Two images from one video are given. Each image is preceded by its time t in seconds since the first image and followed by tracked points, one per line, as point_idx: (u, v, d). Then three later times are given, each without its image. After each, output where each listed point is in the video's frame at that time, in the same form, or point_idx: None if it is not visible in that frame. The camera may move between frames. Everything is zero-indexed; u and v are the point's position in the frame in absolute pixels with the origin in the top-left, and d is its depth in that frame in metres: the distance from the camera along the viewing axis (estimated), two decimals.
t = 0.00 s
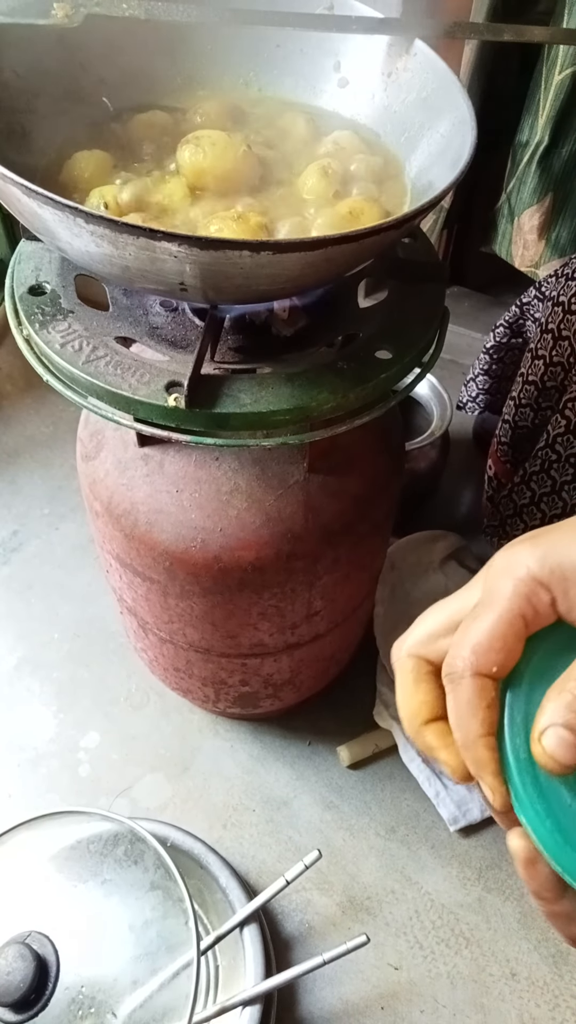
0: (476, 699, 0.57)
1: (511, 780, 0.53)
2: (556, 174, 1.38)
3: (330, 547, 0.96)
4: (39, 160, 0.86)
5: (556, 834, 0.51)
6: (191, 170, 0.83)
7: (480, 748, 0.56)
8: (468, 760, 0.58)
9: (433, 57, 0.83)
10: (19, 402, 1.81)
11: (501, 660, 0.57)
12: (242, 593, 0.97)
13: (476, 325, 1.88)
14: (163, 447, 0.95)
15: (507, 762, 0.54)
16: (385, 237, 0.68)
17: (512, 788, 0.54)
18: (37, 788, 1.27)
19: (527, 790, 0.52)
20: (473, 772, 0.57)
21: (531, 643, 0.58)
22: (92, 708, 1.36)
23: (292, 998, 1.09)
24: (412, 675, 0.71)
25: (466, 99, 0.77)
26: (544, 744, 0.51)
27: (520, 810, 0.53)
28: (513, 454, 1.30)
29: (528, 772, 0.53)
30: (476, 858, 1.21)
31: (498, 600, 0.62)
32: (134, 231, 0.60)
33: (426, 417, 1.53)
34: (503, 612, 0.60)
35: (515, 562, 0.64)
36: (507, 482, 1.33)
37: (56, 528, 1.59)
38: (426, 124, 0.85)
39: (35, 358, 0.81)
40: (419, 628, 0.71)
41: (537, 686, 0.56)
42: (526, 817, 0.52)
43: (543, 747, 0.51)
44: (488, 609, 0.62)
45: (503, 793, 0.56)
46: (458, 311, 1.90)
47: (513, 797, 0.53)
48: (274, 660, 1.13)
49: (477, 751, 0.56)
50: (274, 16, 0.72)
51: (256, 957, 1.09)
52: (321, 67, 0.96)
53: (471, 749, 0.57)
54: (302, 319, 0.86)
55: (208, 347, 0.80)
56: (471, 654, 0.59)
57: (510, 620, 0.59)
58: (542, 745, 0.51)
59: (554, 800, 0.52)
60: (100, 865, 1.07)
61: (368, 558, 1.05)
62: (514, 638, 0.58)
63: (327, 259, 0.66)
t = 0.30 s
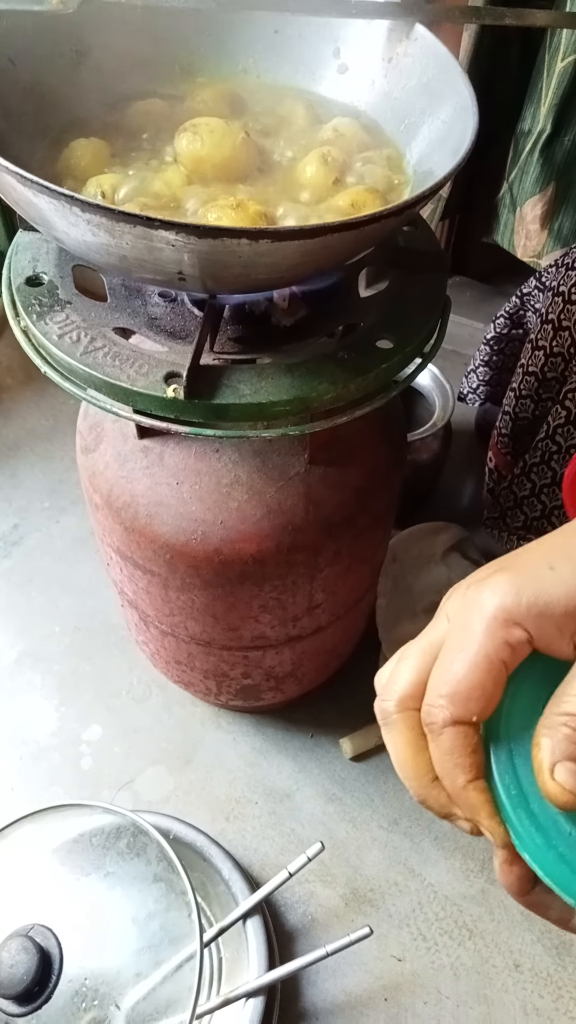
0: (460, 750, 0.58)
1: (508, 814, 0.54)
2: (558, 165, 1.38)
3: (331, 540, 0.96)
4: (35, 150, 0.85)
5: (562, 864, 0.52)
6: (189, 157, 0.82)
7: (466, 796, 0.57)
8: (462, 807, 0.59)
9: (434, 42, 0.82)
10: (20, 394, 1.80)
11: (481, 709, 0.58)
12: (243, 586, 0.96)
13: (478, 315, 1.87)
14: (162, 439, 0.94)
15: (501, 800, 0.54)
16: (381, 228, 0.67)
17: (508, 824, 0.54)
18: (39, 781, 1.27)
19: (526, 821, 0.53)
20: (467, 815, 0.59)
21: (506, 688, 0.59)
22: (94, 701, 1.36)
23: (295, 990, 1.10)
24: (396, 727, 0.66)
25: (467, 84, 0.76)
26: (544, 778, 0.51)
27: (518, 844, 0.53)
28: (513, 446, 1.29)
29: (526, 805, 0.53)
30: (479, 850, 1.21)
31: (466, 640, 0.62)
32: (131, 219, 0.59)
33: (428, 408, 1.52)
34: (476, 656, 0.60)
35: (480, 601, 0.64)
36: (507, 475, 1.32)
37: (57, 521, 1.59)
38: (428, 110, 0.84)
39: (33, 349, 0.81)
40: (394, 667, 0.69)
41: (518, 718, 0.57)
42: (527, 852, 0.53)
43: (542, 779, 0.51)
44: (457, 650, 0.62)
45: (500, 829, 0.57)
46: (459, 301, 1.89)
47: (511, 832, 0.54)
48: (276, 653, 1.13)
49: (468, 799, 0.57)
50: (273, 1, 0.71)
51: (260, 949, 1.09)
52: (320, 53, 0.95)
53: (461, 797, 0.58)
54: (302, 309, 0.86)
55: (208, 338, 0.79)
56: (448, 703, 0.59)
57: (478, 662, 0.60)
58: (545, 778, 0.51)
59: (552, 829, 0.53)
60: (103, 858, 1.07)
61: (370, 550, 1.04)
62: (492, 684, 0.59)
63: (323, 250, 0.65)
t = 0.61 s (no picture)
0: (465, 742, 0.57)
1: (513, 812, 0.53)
2: (564, 157, 1.36)
3: (336, 534, 0.95)
4: (40, 141, 0.84)
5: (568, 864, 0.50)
6: (195, 148, 0.82)
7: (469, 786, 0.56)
8: (464, 800, 0.58)
9: (441, 33, 0.81)
10: (24, 388, 1.80)
11: (488, 698, 0.57)
12: (248, 579, 0.96)
13: (483, 309, 1.86)
14: (167, 432, 0.94)
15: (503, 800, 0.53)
16: (388, 222, 0.67)
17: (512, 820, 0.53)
18: (43, 774, 1.27)
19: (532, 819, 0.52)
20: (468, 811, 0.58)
21: (512, 679, 0.59)
22: (98, 694, 1.36)
23: (299, 983, 1.10)
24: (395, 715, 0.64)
25: (475, 76, 0.76)
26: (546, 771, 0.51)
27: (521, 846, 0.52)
28: (518, 442, 1.28)
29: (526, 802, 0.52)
30: (483, 844, 1.21)
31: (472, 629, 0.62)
32: (137, 210, 0.59)
33: (433, 402, 1.52)
34: (483, 645, 0.60)
35: (487, 591, 0.64)
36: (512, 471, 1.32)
37: (61, 514, 1.59)
38: (434, 102, 0.84)
39: (38, 341, 0.80)
40: (390, 656, 0.68)
41: (522, 714, 0.56)
42: (530, 849, 0.51)
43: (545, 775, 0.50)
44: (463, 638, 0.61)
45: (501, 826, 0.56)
46: (465, 295, 1.89)
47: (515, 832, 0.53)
48: (281, 647, 1.13)
49: (471, 792, 0.56)
50: None
51: (263, 942, 1.09)
52: (326, 43, 0.94)
53: (465, 789, 0.57)
54: (308, 301, 0.85)
55: (213, 330, 0.79)
56: (454, 690, 0.59)
57: (487, 651, 0.59)
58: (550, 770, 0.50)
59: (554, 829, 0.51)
60: (107, 851, 1.07)
61: (374, 545, 1.04)
62: (500, 673, 0.58)
63: (330, 243, 0.65)
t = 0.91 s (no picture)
0: (444, 739, 0.57)
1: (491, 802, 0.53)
2: (560, 158, 1.36)
3: (335, 536, 0.95)
4: (37, 146, 0.84)
5: (547, 850, 0.50)
6: (191, 153, 0.82)
7: (445, 785, 0.56)
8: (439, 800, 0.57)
9: (437, 36, 0.82)
10: (22, 393, 1.80)
11: (468, 697, 0.57)
12: (247, 583, 0.96)
13: (481, 311, 1.86)
14: (166, 436, 0.94)
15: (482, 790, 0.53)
16: (385, 224, 0.67)
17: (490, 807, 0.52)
18: (43, 780, 1.27)
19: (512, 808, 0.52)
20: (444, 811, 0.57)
21: (491, 679, 0.60)
22: (97, 700, 1.36)
23: (300, 987, 1.09)
24: (370, 716, 0.64)
25: (471, 78, 0.76)
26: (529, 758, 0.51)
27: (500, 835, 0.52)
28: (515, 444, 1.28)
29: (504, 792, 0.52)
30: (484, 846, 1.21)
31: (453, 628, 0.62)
32: (133, 215, 0.59)
33: (431, 405, 1.52)
34: (465, 646, 0.60)
35: (468, 591, 0.65)
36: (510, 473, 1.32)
37: (59, 520, 1.59)
38: (431, 104, 0.84)
39: (36, 346, 0.81)
40: (366, 657, 0.68)
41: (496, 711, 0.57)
42: (507, 836, 0.51)
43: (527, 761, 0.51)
44: (444, 638, 0.62)
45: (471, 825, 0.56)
46: (462, 297, 1.89)
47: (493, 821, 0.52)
48: (280, 650, 1.13)
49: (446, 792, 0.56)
50: None
51: (265, 947, 1.09)
52: (323, 48, 0.95)
53: (441, 788, 0.56)
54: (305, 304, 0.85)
55: (211, 334, 0.79)
56: (435, 690, 0.59)
57: (469, 650, 0.60)
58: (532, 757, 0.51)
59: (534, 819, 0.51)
60: (107, 857, 1.07)
61: (373, 547, 1.04)
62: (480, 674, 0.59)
63: (328, 245, 0.65)
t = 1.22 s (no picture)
0: (461, 763, 0.57)
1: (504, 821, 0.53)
2: (559, 182, 1.39)
3: (343, 558, 0.96)
4: (45, 184, 0.87)
5: (559, 872, 0.50)
6: (194, 185, 0.84)
7: (467, 810, 0.56)
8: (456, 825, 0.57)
9: (431, 68, 0.84)
10: (34, 424, 1.83)
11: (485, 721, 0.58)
12: (256, 606, 0.97)
13: (485, 335, 1.88)
14: (174, 461, 0.95)
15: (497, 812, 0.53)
16: (384, 250, 0.68)
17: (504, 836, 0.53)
18: (56, 809, 1.27)
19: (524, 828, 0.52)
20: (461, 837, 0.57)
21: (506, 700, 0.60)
22: (110, 726, 1.36)
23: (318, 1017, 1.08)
24: (383, 742, 0.64)
25: (465, 107, 0.78)
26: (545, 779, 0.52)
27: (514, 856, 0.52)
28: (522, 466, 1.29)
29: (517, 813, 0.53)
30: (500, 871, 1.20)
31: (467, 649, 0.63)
32: (138, 245, 0.61)
33: (436, 428, 1.53)
34: (482, 668, 0.61)
35: (480, 615, 0.65)
36: (517, 493, 1.32)
37: (71, 548, 1.60)
38: (426, 134, 0.86)
39: (45, 376, 0.82)
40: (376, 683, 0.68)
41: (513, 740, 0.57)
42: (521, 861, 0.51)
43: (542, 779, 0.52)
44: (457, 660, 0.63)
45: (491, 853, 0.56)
46: (466, 321, 1.91)
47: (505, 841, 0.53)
48: (291, 674, 1.13)
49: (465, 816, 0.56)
50: (274, 35, 0.72)
51: (280, 975, 1.08)
52: (321, 82, 0.97)
53: (460, 815, 0.57)
54: (308, 330, 0.87)
55: (216, 361, 0.81)
56: (452, 713, 0.59)
57: (484, 670, 0.61)
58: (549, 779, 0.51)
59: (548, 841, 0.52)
60: (122, 884, 1.07)
61: (382, 568, 1.05)
62: (497, 697, 0.59)
63: (328, 272, 0.66)
